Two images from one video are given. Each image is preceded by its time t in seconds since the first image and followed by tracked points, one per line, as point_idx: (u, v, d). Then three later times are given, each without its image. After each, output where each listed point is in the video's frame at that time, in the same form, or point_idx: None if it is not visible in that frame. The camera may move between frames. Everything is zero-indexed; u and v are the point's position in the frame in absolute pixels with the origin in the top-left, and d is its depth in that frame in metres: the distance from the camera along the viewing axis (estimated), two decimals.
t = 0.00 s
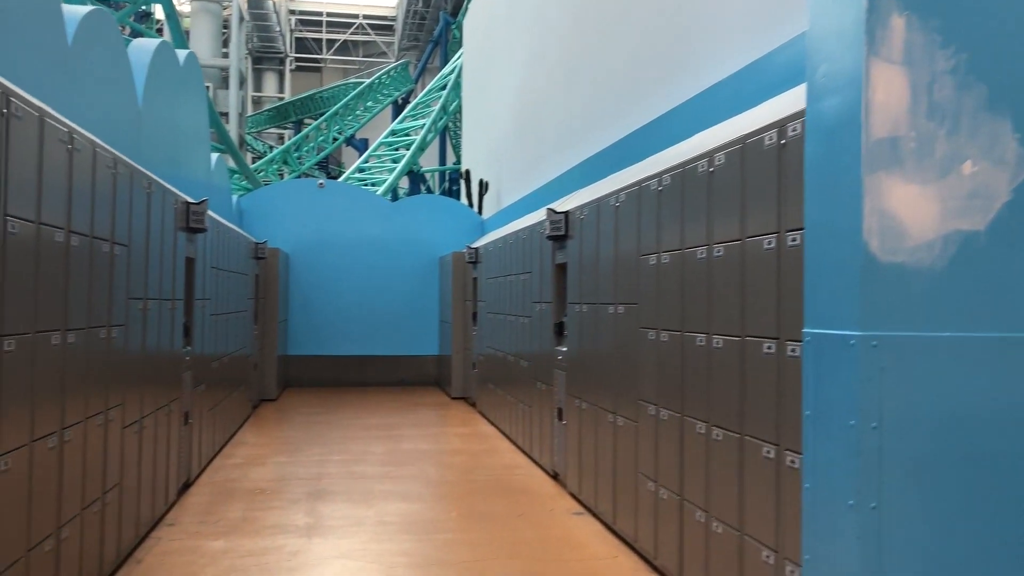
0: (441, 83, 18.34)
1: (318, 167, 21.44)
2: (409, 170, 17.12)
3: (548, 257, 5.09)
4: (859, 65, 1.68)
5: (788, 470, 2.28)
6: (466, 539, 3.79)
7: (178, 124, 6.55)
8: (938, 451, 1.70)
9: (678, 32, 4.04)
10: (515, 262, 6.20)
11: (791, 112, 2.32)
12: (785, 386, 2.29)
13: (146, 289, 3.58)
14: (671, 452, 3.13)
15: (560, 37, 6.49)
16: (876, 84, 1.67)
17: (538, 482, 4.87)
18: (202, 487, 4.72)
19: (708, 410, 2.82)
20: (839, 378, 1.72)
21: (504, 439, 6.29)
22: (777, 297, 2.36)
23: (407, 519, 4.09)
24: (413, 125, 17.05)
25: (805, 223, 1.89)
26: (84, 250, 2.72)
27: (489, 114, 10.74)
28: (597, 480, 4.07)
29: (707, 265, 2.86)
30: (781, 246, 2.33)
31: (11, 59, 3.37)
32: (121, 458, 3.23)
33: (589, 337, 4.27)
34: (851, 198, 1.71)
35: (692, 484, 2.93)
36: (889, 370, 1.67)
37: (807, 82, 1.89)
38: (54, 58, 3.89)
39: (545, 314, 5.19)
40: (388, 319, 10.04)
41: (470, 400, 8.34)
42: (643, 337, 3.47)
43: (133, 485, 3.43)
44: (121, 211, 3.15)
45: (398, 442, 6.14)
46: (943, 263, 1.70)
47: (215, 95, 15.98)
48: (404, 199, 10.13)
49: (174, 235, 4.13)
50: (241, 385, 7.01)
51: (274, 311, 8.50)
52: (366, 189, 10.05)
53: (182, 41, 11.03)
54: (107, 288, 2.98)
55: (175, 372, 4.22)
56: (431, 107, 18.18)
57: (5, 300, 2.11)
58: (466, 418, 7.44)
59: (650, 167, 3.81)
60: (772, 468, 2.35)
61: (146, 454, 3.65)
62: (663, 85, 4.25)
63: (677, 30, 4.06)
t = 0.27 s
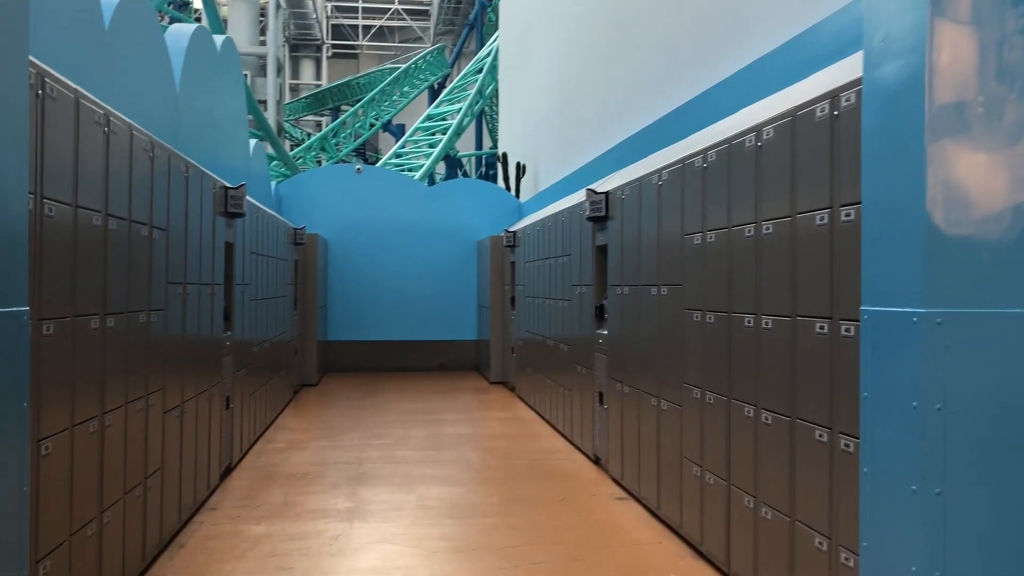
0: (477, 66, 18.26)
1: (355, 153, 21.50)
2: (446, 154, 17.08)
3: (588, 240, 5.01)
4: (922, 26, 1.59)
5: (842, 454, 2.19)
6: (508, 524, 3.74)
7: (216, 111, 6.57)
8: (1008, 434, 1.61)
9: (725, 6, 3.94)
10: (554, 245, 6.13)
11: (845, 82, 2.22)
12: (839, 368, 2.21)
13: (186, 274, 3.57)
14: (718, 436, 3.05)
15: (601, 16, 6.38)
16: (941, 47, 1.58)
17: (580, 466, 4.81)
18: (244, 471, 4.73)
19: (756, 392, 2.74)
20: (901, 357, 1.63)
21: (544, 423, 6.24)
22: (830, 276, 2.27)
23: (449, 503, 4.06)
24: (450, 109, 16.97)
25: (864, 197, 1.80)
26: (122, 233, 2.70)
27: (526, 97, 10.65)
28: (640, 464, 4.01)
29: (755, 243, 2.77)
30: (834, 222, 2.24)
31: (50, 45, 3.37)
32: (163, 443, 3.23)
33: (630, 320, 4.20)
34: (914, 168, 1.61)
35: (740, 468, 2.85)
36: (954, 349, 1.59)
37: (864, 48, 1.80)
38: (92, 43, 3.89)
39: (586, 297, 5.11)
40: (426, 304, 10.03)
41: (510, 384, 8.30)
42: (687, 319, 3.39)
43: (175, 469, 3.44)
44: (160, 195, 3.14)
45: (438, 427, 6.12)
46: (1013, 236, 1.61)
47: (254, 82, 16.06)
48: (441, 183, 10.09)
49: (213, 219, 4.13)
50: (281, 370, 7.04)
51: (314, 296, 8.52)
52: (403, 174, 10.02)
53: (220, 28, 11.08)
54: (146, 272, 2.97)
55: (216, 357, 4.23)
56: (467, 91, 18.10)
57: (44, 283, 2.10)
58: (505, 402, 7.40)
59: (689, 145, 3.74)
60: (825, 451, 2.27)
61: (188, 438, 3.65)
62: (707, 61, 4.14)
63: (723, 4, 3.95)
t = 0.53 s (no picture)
0: (503, 51, 18.10)
1: (382, 140, 21.44)
2: (472, 140, 16.95)
3: (618, 224, 4.87)
4: None
5: (893, 447, 2.07)
6: (538, 516, 3.65)
7: (239, 98, 6.50)
8: None
9: None
10: (582, 229, 6.00)
11: (893, 51, 2.08)
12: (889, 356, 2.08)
13: (207, 263, 3.50)
14: (756, 426, 2.93)
15: None
16: (1008, 7, 1.45)
17: (611, 456, 4.70)
18: (271, 462, 4.67)
19: (798, 381, 2.61)
20: (964, 344, 1.51)
21: (574, 411, 6.13)
22: (878, 258, 2.14)
23: (477, 494, 3.97)
24: (475, 95, 16.81)
25: (920, 171, 1.67)
26: (138, 221, 2.63)
27: (552, 80, 10.50)
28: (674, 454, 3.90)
29: (795, 225, 2.64)
30: (883, 201, 2.10)
31: (64, 30, 3.30)
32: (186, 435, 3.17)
33: (662, 306, 4.07)
34: (977, 139, 1.49)
35: (781, 460, 2.73)
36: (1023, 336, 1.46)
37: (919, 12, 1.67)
38: (109, 29, 3.81)
39: (616, 283, 4.98)
40: (453, 291, 9.95)
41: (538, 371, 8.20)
42: (723, 305, 3.27)
43: (199, 462, 3.38)
44: (178, 182, 3.06)
45: (466, 415, 6.04)
46: None
47: (279, 71, 16.03)
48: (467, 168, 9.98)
49: (235, 207, 4.05)
50: (309, 359, 6.99)
51: (341, 284, 8.46)
52: (429, 159, 9.93)
53: (243, 15, 11.02)
54: (165, 261, 2.90)
55: (240, 347, 4.16)
56: (493, 76, 17.94)
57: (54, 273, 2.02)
58: (534, 390, 7.30)
59: (716, 127, 3.60)
60: (874, 445, 2.15)
61: (212, 430, 3.60)
62: (742, 36, 3.99)
63: None
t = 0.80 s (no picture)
0: (521, 38, 17.92)
1: (400, 130, 21.33)
2: (490, 129, 16.81)
3: (640, 212, 4.73)
4: None
5: (940, 447, 1.93)
6: (559, 513, 3.54)
7: (253, 87, 6.40)
8: None
9: None
10: (602, 218, 5.87)
11: (941, 21, 1.94)
12: (935, 351, 1.94)
13: (217, 253, 3.40)
14: (787, 422, 2.80)
15: None
16: None
17: (633, 450, 4.58)
18: (285, 457, 4.59)
19: (832, 375, 2.48)
20: None
21: (594, 403, 6.01)
22: (921, 246, 2.00)
23: (496, 490, 3.87)
24: (492, 83, 16.66)
25: (975, 150, 1.54)
26: (142, 211, 2.53)
27: (573, 65, 10.33)
28: (698, 450, 3.77)
29: (829, 210, 2.50)
30: (928, 185, 1.96)
31: (69, 14, 3.20)
32: (195, 430, 3.08)
33: (686, 297, 3.94)
34: None
35: (813, 457, 2.60)
36: None
37: None
38: (115, 14, 3.71)
39: (637, 272, 4.84)
40: (472, 281, 9.84)
41: (558, 362, 8.08)
42: (751, 295, 3.13)
43: (210, 458, 3.29)
44: (185, 170, 2.96)
45: (485, 408, 5.93)
46: None
47: (297, 62, 15.96)
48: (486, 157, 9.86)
49: (246, 196, 3.95)
50: (325, 350, 6.91)
51: (357, 275, 8.37)
52: (446, 148, 9.80)
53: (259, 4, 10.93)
54: (171, 251, 2.80)
55: (253, 339, 4.07)
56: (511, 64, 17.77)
57: (47, 264, 1.92)
58: (554, 381, 7.18)
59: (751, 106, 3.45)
60: (916, 445, 2.02)
61: (223, 425, 3.51)
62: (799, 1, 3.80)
63: None
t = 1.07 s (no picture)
0: (538, 27, 17.74)
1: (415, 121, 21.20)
2: (506, 119, 16.65)
3: (661, 199, 4.58)
4: None
5: (991, 446, 1.80)
6: (577, 510, 3.41)
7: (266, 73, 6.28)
8: None
9: None
10: (621, 206, 5.72)
11: None
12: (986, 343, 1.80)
13: (224, 238, 3.29)
14: (818, 416, 2.66)
15: None
16: None
17: (653, 444, 4.45)
18: (296, 449, 4.48)
19: (869, 368, 2.34)
20: None
21: (612, 396, 5.87)
22: (971, 229, 1.86)
23: (511, 485, 3.75)
24: (508, 73, 16.49)
25: None
26: (142, 192, 2.41)
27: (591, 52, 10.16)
28: (721, 445, 3.64)
29: (867, 193, 2.35)
30: (981, 163, 1.82)
31: None
32: (200, 422, 2.98)
33: (710, 286, 3.79)
34: None
35: (847, 454, 2.46)
36: None
37: None
38: None
39: (657, 262, 4.70)
40: (487, 271, 9.71)
41: (574, 354, 7.94)
42: (779, 283, 2.99)
43: (216, 451, 3.18)
44: (189, 151, 2.84)
45: (499, 399, 5.81)
46: None
47: (312, 52, 15.85)
48: (502, 146, 9.72)
49: (255, 181, 3.84)
50: (338, 340, 6.80)
51: (372, 264, 8.26)
52: (461, 137, 9.67)
53: None
54: (174, 236, 2.69)
55: (262, 328, 3.96)
56: (527, 53, 17.59)
57: (36, 245, 1.80)
58: (570, 373, 7.05)
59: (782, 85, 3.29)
60: (964, 444, 1.88)
61: (231, 417, 3.40)
62: None
63: None
